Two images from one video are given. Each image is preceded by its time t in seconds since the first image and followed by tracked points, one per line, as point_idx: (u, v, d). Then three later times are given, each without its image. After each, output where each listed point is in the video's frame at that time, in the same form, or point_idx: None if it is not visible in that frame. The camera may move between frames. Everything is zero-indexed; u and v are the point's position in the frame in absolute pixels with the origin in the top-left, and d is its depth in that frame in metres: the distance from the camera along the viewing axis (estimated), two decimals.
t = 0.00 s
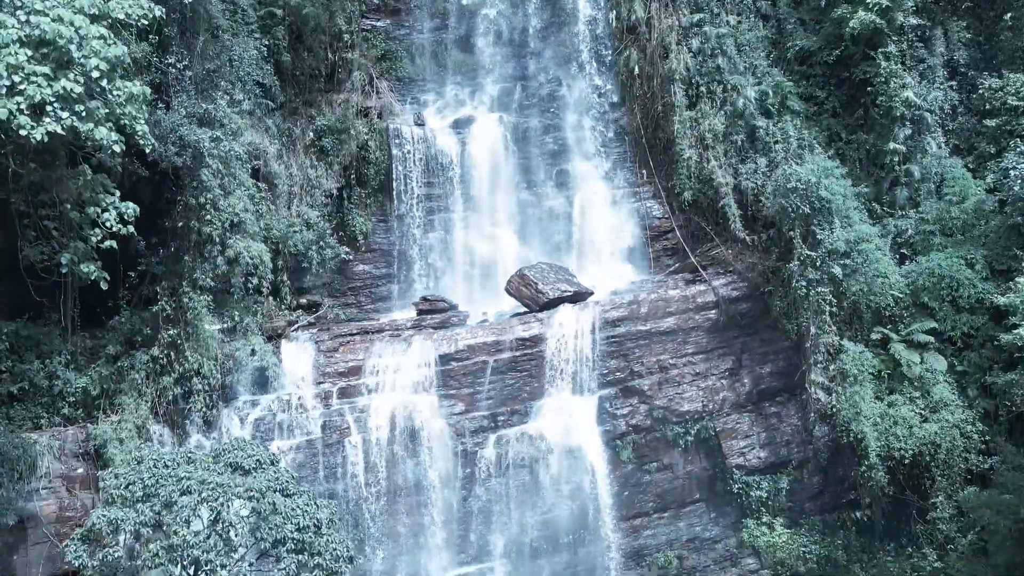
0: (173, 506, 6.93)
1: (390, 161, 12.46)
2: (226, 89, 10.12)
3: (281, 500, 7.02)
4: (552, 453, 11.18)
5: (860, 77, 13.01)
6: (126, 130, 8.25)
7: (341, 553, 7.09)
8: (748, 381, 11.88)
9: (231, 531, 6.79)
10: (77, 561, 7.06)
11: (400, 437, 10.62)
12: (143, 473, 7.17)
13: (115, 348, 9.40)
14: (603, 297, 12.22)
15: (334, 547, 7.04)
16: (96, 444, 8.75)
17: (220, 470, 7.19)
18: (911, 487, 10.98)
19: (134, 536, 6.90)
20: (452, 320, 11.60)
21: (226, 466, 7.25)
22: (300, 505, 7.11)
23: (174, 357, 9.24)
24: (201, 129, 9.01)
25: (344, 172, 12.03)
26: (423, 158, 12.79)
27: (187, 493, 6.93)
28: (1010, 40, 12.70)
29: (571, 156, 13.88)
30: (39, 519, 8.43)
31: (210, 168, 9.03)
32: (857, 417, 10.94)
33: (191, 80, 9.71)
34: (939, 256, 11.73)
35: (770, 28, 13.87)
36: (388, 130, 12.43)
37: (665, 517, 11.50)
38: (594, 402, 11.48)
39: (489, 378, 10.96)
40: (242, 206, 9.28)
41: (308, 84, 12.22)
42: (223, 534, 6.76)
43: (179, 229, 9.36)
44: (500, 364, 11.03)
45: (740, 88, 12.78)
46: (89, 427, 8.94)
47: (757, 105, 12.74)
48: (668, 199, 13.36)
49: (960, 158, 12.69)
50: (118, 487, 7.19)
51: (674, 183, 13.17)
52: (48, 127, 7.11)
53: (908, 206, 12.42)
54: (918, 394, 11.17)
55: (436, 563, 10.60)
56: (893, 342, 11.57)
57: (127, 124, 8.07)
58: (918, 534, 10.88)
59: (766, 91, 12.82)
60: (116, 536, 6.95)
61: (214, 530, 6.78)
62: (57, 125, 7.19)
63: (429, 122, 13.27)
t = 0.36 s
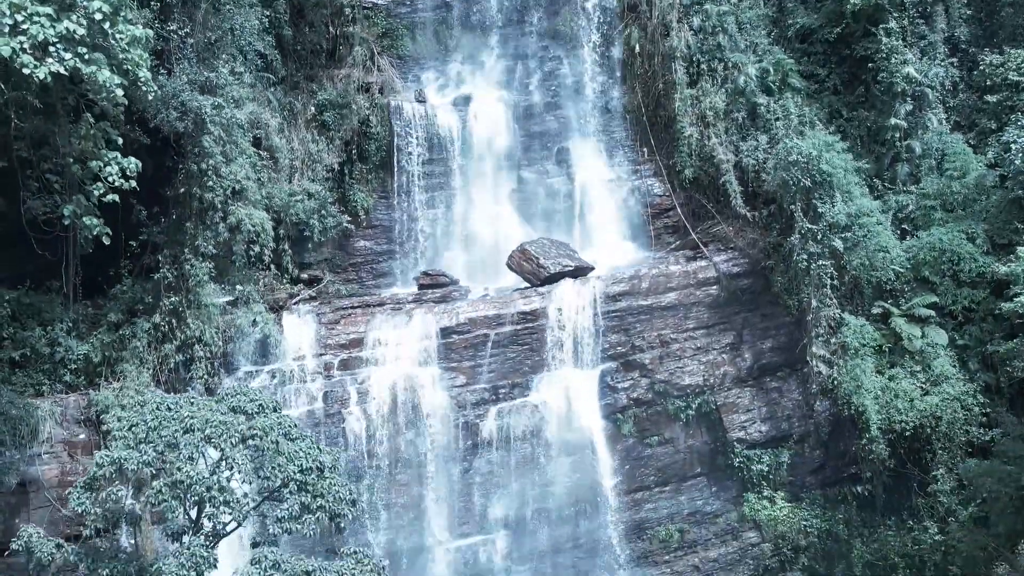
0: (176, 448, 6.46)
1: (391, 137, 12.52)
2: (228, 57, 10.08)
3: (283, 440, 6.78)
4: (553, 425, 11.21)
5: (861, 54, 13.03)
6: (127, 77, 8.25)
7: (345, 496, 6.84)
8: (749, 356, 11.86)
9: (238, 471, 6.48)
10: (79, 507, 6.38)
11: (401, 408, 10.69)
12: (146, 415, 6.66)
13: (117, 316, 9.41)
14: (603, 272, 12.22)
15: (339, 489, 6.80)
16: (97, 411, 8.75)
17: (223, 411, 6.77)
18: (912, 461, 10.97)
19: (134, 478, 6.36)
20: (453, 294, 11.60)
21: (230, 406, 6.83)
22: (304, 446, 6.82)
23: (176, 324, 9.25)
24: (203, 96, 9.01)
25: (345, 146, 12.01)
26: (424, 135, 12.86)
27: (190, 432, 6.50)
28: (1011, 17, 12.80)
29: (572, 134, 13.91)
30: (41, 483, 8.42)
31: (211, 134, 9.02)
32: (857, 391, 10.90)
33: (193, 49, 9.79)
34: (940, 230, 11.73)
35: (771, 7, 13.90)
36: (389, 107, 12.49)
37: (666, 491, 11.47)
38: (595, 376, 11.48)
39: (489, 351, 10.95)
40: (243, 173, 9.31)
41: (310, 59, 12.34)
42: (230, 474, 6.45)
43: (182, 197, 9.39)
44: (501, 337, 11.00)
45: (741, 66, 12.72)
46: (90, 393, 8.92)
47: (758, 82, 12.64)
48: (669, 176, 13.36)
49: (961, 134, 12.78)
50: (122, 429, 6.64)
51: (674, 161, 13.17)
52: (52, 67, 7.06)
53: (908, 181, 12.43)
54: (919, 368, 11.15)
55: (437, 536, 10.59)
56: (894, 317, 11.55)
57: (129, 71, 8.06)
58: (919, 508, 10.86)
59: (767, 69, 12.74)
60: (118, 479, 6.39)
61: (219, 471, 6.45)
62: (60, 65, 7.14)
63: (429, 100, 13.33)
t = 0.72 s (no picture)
0: (177, 382, 6.47)
1: (391, 112, 12.44)
2: (228, 25, 10.06)
3: (284, 377, 6.82)
4: (553, 395, 11.20)
5: (862, 29, 13.04)
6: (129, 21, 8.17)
7: (344, 433, 6.83)
8: (750, 329, 11.80)
9: (240, 404, 6.51)
10: (81, 450, 6.49)
11: (401, 378, 10.70)
12: (147, 353, 6.70)
13: (117, 281, 9.39)
14: (604, 245, 12.22)
15: (339, 427, 6.81)
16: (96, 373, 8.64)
17: (224, 347, 6.79)
18: (914, 433, 10.98)
19: (133, 411, 6.35)
20: (454, 267, 11.54)
21: (230, 344, 6.82)
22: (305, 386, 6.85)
23: (177, 289, 9.17)
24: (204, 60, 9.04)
25: (345, 120, 12.01)
26: (425, 109, 12.83)
27: (191, 366, 6.52)
28: None
29: (572, 109, 13.93)
30: (41, 445, 8.42)
31: (212, 97, 9.07)
32: (857, 361, 10.93)
33: (193, 15, 9.81)
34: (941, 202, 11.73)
35: None
36: (389, 81, 12.41)
37: (666, 463, 11.46)
38: (594, 347, 11.47)
39: (489, 323, 10.95)
40: (244, 138, 9.35)
41: (310, 33, 12.36)
42: (232, 407, 6.47)
43: (183, 163, 9.40)
44: (501, 309, 11.00)
45: (741, 42, 12.74)
46: (90, 357, 8.88)
47: (758, 57, 12.67)
48: (670, 152, 13.36)
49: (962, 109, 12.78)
50: (123, 365, 6.68)
51: (674, 137, 13.18)
52: (52, 1, 6.98)
53: (908, 155, 12.45)
54: (920, 339, 11.14)
55: (436, 505, 10.61)
56: (894, 289, 11.55)
57: (130, 12, 7.96)
58: (919, 479, 10.91)
59: (767, 44, 12.75)
60: (118, 413, 6.43)
61: (221, 403, 6.46)
62: (60, 1, 7.05)
63: (429, 75, 13.29)
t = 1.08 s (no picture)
0: (177, 318, 6.66)
1: (391, 87, 12.48)
2: None
3: (284, 317, 7.05)
4: (553, 367, 11.23)
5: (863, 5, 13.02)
6: None
7: (343, 375, 7.10)
8: (749, 303, 11.77)
9: (240, 340, 6.74)
10: (81, 396, 6.55)
11: (401, 348, 10.75)
12: (146, 293, 6.86)
13: (117, 248, 9.38)
14: (604, 220, 12.20)
15: (337, 368, 7.07)
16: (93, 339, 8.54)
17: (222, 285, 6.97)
18: (914, 407, 10.91)
19: (134, 348, 6.50)
20: (453, 241, 11.53)
21: (229, 283, 7.02)
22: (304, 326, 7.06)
23: (176, 256, 9.17)
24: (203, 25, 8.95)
25: (345, 94, 11.95)
26: (425, 85, 12.90)
27: (191, 303, 6.70)
28: None
29: (572, 88, 14.00)
30: (40, 408, 8.43)
31: (211, 63, 9.07)
32: (857, 333, 10.90)
33: None
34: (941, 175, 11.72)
35: None
36: (389, 56, 12.47)
37: (666, 437, 11.43)
38: (594, 320, 11.49)
39: (490, 295, 10.95)
40: (243, 105, 9.37)
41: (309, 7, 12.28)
42: (233, 344, 6.71)
43: (183, 130, 9.39)
44: (501, 282, 11.00)
45: (740, 18, 12.68)
46: (89, 323, 8.86)
47: (758, 33, 12.59)
48: (670, 129, 13.37)
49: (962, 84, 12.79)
50: (121, 305, 6.82)
51: (674, 114, 13.19)
52: None
53: (908, 130, 12.44)
54: (919, 313, 11.07)
55: (436, 475, 10.63)
56: (893, 262, 11.52)
57: None
58: (919, 452, 10.77)
59: (767, 21, 12.67)
60: (118, 353, 6.51)
61: (222, 340, 6.69)
62: None
63: (429, 52, 13.41)
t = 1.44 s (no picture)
0: (177, 256, 6.61)
1: (391, 60, 12.63)
2: None
3: (284, 257, 6.99)
4: (553, 339, 11.25)
5: None
6: None
7: (345, 316, 7.09)
8: (750, 277, 11.73)
9: (241, 279, 6.72)
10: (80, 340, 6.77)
11: (400, 318, 10.76)
12: (146, 233, 6.82)
13: (116, 215, 9.38)
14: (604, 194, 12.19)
15: (337, 309, 7.07)
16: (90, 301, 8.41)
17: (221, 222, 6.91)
18: (915, 378, 10.90)
19: (134, 286, 6.58)
20: (454, 213, 11.55)
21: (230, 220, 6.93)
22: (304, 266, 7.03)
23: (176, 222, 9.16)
24: None
25: (345, 68, 11.89)
26: (426, 62, 13.03)
27: (191, 239, 6.66)
28: None
29: (573, 65, 14.05)
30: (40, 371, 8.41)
31: (211, 28, 9.10)
32: (857, 305, 10.94)
33: None
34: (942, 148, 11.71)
35: None
36: (390, 30, 12.64)
37: (666, 409, 11.42)
38: (597, 292, 11.47)
39: (490, 267, 10.95)
40: (243, 71, 9.43)
41: None
42: (237, 282, 6.70)
43: (183, 95, 9.37)
44: (501, 254, 10.98)
45: None
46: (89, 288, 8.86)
47: (758, 9, 12.46)
48: (671, 106, 13.35)
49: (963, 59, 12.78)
50: (121, 244, 6.74)
51: (674, 91, 13.19)
52: None
53: (908, 104, 12.45)
54: (920, 285, 11.04)
55: (436, 445, 10.65)
56: (893, 236, 11.51)
57: None
58: (919, 424, 10.79)
59: None
60: (119, 290, 6.65)
61: (223, 276, 6.68)
62: None
63: (431, 28, 13.52)
